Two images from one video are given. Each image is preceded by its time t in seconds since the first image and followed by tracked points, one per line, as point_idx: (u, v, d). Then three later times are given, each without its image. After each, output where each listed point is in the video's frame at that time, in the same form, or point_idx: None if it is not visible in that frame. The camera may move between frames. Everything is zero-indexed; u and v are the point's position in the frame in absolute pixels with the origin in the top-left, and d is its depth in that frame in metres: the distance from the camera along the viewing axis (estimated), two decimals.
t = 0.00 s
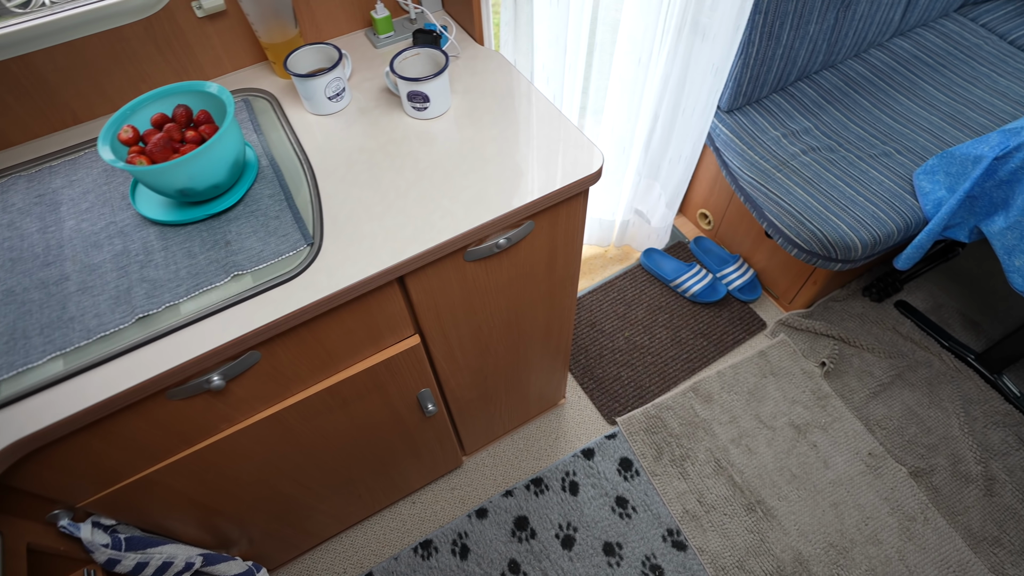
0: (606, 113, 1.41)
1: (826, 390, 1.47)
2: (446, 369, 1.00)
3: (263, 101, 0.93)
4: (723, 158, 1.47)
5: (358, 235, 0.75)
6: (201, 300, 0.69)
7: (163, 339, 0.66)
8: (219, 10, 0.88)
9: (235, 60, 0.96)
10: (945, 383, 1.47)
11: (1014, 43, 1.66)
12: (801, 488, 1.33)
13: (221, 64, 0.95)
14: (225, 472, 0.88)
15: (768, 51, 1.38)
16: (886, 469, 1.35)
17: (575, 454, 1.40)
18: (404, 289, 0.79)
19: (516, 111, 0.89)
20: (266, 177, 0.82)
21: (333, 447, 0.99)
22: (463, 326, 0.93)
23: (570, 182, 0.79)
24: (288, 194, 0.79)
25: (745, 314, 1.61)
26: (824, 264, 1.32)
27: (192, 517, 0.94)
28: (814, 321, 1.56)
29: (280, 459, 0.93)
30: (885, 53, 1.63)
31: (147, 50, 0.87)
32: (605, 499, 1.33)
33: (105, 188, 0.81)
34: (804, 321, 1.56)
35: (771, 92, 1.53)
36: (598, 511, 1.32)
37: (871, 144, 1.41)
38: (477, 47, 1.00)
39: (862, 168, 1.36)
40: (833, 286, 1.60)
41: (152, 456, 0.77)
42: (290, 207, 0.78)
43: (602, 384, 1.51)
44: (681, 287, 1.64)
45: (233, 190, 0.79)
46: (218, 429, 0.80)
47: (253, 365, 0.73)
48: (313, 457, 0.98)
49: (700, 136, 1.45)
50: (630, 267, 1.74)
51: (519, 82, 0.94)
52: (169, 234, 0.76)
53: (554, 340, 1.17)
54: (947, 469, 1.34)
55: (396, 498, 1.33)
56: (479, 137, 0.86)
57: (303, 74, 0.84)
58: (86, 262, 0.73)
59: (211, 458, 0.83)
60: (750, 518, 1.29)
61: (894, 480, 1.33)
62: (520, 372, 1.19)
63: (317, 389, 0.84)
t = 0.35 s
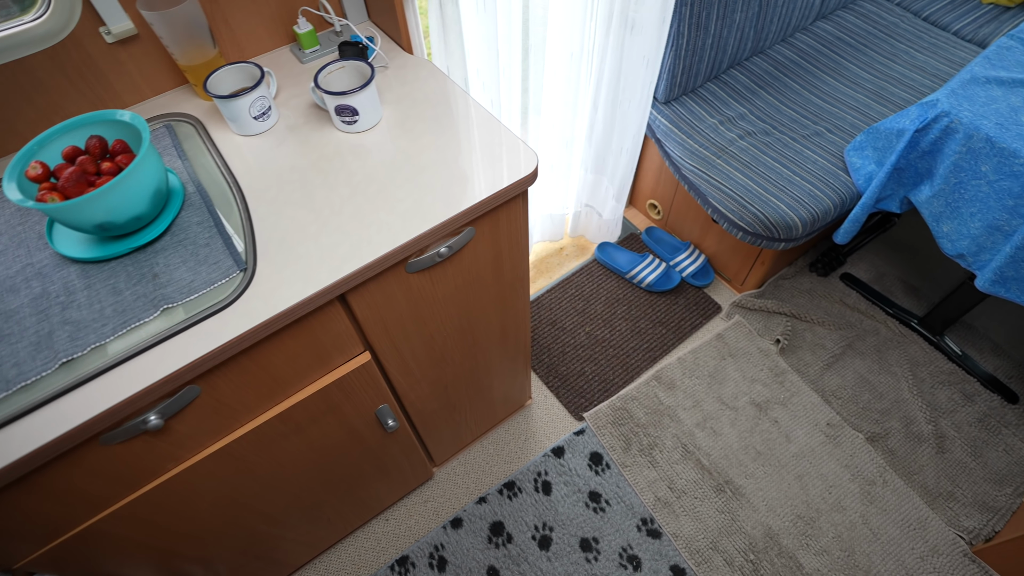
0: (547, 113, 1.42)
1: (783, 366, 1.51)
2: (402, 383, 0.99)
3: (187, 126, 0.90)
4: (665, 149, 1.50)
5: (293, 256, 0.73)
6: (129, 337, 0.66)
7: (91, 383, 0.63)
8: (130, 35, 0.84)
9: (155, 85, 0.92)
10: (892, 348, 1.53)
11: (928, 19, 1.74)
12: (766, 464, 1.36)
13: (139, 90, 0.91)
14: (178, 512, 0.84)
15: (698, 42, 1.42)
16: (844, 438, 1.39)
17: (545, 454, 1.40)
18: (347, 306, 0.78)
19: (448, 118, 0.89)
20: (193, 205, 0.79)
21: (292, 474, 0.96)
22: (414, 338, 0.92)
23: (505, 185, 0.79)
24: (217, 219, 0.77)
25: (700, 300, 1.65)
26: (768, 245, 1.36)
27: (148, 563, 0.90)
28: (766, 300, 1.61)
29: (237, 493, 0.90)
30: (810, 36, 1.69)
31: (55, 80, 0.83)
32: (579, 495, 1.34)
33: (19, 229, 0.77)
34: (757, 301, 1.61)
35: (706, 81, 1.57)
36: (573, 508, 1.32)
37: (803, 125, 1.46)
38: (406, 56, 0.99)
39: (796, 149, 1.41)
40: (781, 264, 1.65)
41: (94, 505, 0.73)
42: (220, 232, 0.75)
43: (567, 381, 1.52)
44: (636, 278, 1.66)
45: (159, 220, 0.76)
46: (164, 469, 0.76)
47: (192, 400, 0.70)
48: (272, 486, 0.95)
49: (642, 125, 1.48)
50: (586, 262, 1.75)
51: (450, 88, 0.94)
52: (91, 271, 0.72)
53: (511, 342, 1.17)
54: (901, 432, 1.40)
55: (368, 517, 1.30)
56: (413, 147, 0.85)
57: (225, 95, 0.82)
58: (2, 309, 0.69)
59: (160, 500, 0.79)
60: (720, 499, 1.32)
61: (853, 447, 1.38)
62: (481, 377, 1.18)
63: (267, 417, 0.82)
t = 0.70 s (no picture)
0: (488, 117, 1.42)
1: (738, 346, 1.55)
2: (357, 402, 0.98)
3: (105, 159, 0.86)
4: (606, 145, 1.52)
5: (224, 285, 0.71)
6: (51, 386, 0.63)
7: (11, 438, 0.60)
8: (34, 69, 0.80)
9: (67, 119, 0.88)
10: (839, 319, 1.59)
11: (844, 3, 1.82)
12: (730, 444, 1.39)
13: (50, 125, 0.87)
14: (128, 562, 0.80)
15: (627, 38, 1.44)
16: (802, 410, 1.44)
17: (515, 457, 1.40)
18: (287, 331, 0.76)
19: (378, 132, 0.88)
20: (114, 240, 0.76)
21: (250, 507, 0.93)
22: (364, 356, 0.91)
23: (438, 196, 0.79)
24: (141, 253, 0.74)
25: (654, 289, 1.68)
26: (712, 230, 1.40)
27: None
28: (717, 284, 1.65)
29: (191, 534, 0.86)
30: (736, 25, 1.74)
31: None
32: (552, 495, 1.34)
33: None
34: (708, 286, 1.64)
35: (639, 76, 1.60)
36: (547, 508, 1.32)
37: (735, 112, 1.51)
38: (331, 72, 0.98)
39: (731, 136, 1.45)
40: (729, 248, 1.69)
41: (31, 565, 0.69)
42: (145, 267, 0.73)
43: (531, 383, 1.52)
44: (591, 274, 1.68)
45: (78, 261, 0.72)
46: (106, 518, 0.73)
47: (128, 443, 0.67)
48: (230, 522, 0.92)
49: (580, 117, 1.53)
50: (541, 262, 1.76)
51: (377, 102, 0.93)
52: (6, 319, 0.68)
53: (468, 349, 1.16)
54: (853, 399, 1.45)
55: (340, 542, 1.27)
56: (343, 163, 0.84)
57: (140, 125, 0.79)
58: None
59: (106, 552, 0.76)
60: (689, 482, 1.34)
61: (810, 418, 1.43)
62: (441, 388, 1.18)
63: (214, 452, 0.79)
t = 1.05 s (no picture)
0: (433, 125, 1.43)
1: (696, 332, 1.58)
2: (314, 424, 0.96)
3: (21, 198, 0.82)
4: (550, 145, 1.54)
5: (155, 318, 0.69)
6: None
7: None
8: None
9: None
10: (789, 296, 1.64)
11: None
12: (696, 428, 1.42)
13: None
14: None
15: (560, 40, 1.46)
16: (761, 388, 1.48)
17: (486, 463, 1.39)
18: (228, 358, 0.74)
19: (309, 150, 0.87)
20: (35, 282, 0.72)
21: (209, 543, 0.90)
22: (315, 377, 0.90)
23: (373, 209, 0.78)
24: (64, 293, 0.71)
25: (611, 283, 1.70)
26: (659, 221, 1.43)
27: None
28: (671, 273, 1.68)
29: None
30: (666, 20, 1.78)
31: None
32: (525, 497, 1.34)
33: None
34: (663, 275, 1.68)
35: (577, 75, 1.62)
36: (521, 511, 1.32)
37: (672, 104, 1.54)
38: (258, 92, 0.96)
39: (669, 127, 1.48)
40: (679, 237, 1.73)
41: None
42: (70, 306, 0.70)
43: (497, 387, 1.52)
44: (548, 273, 1.69)
45: None
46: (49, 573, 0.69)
47: (63, 491, 0.64)
48: (189, 561, 0.89)
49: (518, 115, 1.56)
50: (498, 266, 1.77)
51: (307, 120, 0.92)
52: None
53: (426, 360, 1.16)
54: (808, 372, 1.50)
55: (314, 569, 1.25)
56: (275, 184, 0.83)
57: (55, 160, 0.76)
58: None
59: None
60: (658, 470, 1.36)
61: (769, 395, 1.47)
62: (403, 401, 1.17)
63: (162, 491, 0.76)
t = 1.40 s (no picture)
0: (379, 137, 1.43)
1: (656, 322, 1.61)
2: (272, 449, 0.94)
3: None
4: (499, 150, 1.55)
5: (89, 355, 0.67)
6: None
7: None
8: None
9: None
10: (743, 280, 1.69)
11: None
12: (663, 416, 1.44)
13: None
14: None
15: (499, 44, 1.47)
16: (722, 371, 1.51)
17: (459, 472, 1.38)
18: (171, 390, 0.72)
19: (243, 171, 0.86)
20: None
21: None
22: (268, 401, 0.88)
23: (311, 226, 0.77)
24: None
25: (571, 282, 1.72)
26: (610, 216, 1.45)
27: None
28: (628, 267, 1.71)
29: None
30: (603, 19, 1.82)
31: None
32: (500, 501, 1.34)
33: None
34: (621, 269, 1.70)
35: (520, 78, 1.64)
36: (497, 516, 1.32)
37: (614, 100, 1.57)
38: (189, 116, 0.94)
39: (613, 124, 1.51)
40: (633, 230, 1.76)
41: None
42: None
43: (464, 395, 1.52)
44: (507, 277, 1.70)
45: None
46: None
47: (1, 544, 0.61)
48: None
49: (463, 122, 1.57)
50: (458, 273, 1.77)
51: (240, 141, 0.90)
52: None
53: (386, 374, 1.15)
54: (766, 352, 1.54)
55: None
56: (209, 208, 0.81)
57: None
58: None
59: None
60: (630, 461, 1.38)
61: (731, 377, 1.50)
62: (366, 417, 1.15)
63: (112, 533, 0.73)
